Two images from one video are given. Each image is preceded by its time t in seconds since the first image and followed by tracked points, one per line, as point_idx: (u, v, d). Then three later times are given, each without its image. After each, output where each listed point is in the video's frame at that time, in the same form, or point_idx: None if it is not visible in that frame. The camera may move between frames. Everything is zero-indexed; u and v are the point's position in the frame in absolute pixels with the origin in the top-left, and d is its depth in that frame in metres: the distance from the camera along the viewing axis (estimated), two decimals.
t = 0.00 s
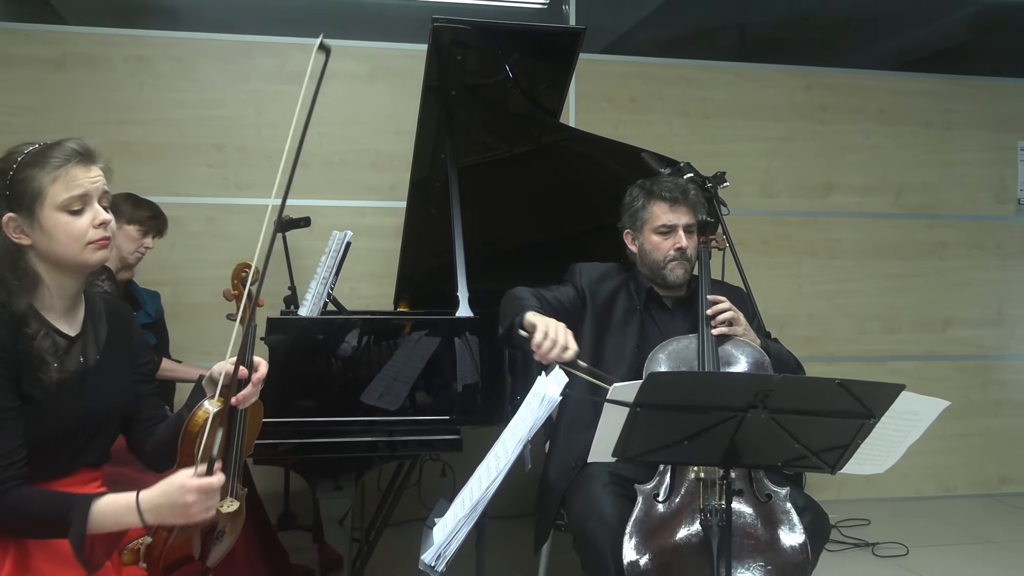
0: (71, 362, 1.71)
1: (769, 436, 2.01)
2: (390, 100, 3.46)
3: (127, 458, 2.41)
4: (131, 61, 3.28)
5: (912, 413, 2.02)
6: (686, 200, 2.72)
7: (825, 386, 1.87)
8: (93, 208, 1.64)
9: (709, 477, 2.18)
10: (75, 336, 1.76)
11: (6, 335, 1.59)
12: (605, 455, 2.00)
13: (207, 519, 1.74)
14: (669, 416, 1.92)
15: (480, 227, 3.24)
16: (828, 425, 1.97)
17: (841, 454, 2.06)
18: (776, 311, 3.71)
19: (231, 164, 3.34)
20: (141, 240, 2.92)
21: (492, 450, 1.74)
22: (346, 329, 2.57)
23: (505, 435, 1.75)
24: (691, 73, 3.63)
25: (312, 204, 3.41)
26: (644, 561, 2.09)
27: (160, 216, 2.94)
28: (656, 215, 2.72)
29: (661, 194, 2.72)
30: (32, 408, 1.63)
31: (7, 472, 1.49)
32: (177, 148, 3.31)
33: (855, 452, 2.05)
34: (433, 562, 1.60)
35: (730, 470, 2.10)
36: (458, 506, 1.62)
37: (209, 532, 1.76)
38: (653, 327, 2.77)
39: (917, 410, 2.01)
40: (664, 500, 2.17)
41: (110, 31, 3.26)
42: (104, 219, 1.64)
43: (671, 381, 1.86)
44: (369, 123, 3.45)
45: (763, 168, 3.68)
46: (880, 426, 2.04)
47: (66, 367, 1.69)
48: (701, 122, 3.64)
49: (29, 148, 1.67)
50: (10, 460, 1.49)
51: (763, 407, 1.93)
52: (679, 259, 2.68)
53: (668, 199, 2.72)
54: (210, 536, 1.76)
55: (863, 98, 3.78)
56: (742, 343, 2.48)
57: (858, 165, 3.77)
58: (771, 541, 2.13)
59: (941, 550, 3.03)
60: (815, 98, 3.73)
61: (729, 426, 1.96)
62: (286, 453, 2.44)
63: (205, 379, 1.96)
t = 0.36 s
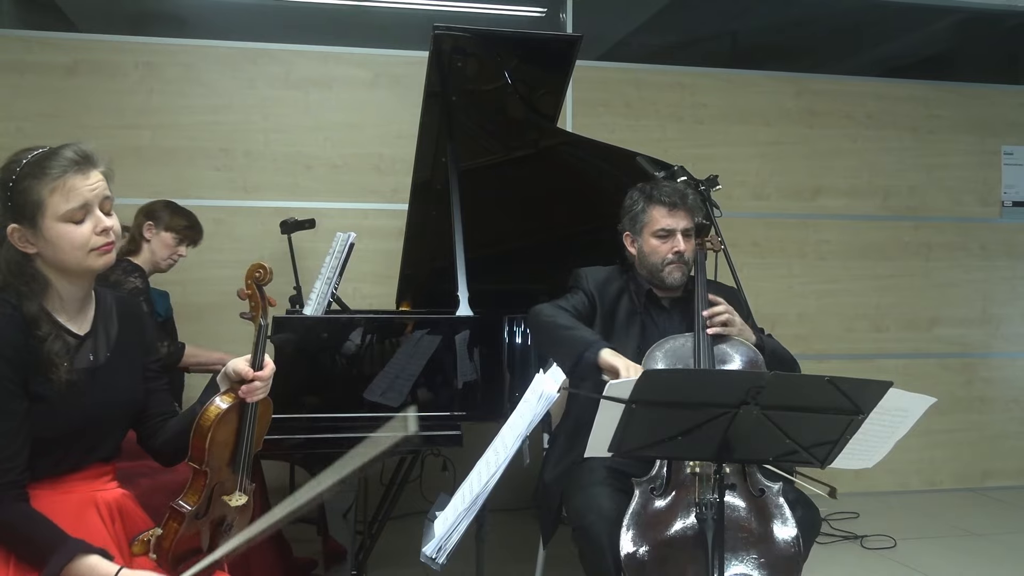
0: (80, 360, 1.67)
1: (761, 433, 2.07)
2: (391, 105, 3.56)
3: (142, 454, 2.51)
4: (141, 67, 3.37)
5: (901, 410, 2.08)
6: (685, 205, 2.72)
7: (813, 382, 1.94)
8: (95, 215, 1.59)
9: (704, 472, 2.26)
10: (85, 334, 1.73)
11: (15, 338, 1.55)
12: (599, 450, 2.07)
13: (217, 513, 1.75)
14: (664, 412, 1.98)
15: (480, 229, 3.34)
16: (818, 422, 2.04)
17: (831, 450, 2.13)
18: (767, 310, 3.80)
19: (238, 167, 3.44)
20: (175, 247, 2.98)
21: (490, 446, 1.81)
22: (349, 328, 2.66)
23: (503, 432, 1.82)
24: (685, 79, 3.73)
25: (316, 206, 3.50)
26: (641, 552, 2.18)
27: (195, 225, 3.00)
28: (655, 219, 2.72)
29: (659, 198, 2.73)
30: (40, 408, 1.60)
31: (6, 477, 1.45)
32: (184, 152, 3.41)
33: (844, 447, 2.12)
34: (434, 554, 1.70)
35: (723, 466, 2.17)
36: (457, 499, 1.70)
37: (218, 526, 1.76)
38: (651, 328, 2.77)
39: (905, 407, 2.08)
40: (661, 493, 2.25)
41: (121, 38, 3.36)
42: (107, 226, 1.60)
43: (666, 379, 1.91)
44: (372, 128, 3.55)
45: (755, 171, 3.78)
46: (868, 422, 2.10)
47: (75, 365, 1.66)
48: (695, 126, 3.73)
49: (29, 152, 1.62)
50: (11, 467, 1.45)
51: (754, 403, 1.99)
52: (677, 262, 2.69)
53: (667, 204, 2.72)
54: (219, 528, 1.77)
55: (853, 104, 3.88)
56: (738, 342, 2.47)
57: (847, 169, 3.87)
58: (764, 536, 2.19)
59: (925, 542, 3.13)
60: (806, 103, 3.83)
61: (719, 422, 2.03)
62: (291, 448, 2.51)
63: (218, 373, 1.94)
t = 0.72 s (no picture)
0: (76, 362, 1.67)
1: (761, 433, 2.06)
2: (390, 105, 3.55)
3: (142, 455, 2.48)
4: (140, 67, 3.37)
5: (901, 410, 2.07)
6: (690, 205, 2.71)
7: (814, 381, 1.93)
8: (88, 222, 1.58)
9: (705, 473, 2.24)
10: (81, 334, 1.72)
11: (13, 341, 1.55)
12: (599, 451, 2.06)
13: (217, 514, 1.77)
14: (663, 412, 1.97)
15: (479, 229, 3.34)
16: (818, 421, 2.03)
17: (831, 450, 2.12)
18: (767, 310, 3.80)
19: (237, 167, 3.44)
20: (197, 260, 2.93)
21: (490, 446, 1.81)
22: (348, 327, 2.63)
23: (503, 432, 1.82)
24: (685, 78, 3.72)
25: (315, 206, 3.50)
26: (644, 553, 2.15)
27: (222, 241, 2.96)
28: (660, 219, 2.71)
29: (664, 198, 2.73)
30: (36, 408, 1.59)
31: (6, 480, 1.45)
32: (183, 152, 3.40)
33: (845, 447, 2.11)
34: (433, 555, 1.69)
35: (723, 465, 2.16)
36: (457, 499, 1.70)
37: (216, 526, 1.78)
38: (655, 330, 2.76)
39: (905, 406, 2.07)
40: (664, 493, 2.23)
41: (120, 38, 3.35)
42: (101, 232, 1.59)
43: (664, 379, 1.90)
44: (370, 129, 3.54)
45: (755, 171, 3.77)
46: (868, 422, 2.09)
47: (71, 367, 1.66)
48: (695, 126, 3.73)
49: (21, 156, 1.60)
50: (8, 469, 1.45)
51: (753, 404, 1.98)
52: (682, 262, 2.66)
53: (672, 204, 2.71)
54: (217, 530, 1.79)
55: (853, 104, 3.88)
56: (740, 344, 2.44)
57: (848, 168, 3.87)
58: (766, 537, 2.17)
59: (926, 543, 3.12)
60: (806, 103, 3.83)
61: (719, 422, 2.02)
62: (290, 447, 2.53)
63: (222, 374, 1.92)
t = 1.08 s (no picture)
0: (62, 365, 1.68)
1: (773, 438, 1.95)
2: (388, 98, 3.45)
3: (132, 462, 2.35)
4: (129, 60, 3.26)
5: (920, 416, 1.94)
6: (705, 202, 2.60)
7: (827, 385, 1.82)
8: (75, 224, 1.57)
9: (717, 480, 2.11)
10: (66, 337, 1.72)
11: None
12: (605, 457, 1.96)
13: (212, 521, 1.76)
14: (672, 417, 1.86)
15: (481, 227, 3.23)
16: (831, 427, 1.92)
17: (844, 456, 2.00)
18: (779, 311, 3.69)
19: (230, 163, 3.33)
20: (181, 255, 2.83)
21: (492, 451, 1.70)
22: (345, 329, 2.51)
23: (505, 437, 1.72)
24: (692, 71, 3.62)
25: (312, 203, 3.39)
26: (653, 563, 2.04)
27: (206, 234, 2.85)
28: (674, 215, 2.60)
29: (679, 194, 2.62)
30: (22, 414, 1.60)
31: None
32: (175, 147, 3.30)
33: (858, 453, 2.00)
34: (432, 564, 1.54)
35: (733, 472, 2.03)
36: (457, 506, 1.58)
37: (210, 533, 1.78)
38: (665, 332, 2.65)
39: (924, 412, 1.93)
40: (673, 501, 2.10)
41: (109, 30, 3.24)
42: (87, 235, 1.58)
43: (674, 382, 1.80)
44: (368, 123, 3.44)
45: (765, 167, 3.67)
46: (884, 428, 1.96)
47: (58, 371, 1.66)
48: (703, 121, 3.62)
49: (5, 152, 1.57)
50: None
51: (764, 408, 1.87)
52: (696, 261, 2.55)
53: (687, 200, 2.61)
54: (211, 537, 1.79)
55: (865, 98, 3.77)
56: (749, 345, 2.34)
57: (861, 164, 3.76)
58: (778, 547, 2.05)
59: (945, 552, 3.00)
60: (817, 97, 3.72)
61: (728, 427, 1.90)
62: (285, 453, 2.41)
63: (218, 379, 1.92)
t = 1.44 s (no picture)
0: (48, 368, 1.64)
1: (784, 444, 1.83)
2: (386, 92, 3.34)
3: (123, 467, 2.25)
4: (118, 52, 3.15)
5: (934, 420, 1.82)
6: (709, 199, 2.49)
7: (837, 389, 1.69)
8: (66, 224, 1.54)
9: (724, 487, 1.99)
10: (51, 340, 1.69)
11: None
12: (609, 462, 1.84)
13: (202, 528, 1.71)
14: (680, 422, 1.75)
15: (480, 225, 3.12)
16: (842, 431, 1.80)
17: (857, 462, 1.88)
18: (789, 312, 3.61)
19: (223, 158, 3.23)
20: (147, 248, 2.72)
21: (492, 457, 1.59)
22: (340, 330, 2.40)
23: (506, 442, 1.61)
24: (698, 64, 3.51)
25: (308, 201, 3.29)
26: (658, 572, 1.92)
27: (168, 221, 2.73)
28: (676, 214, 2.50)
29: (682, 191, 2.50)
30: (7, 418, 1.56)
31: None
32: (166, 143, 3.19)
33: (872, 458, 1.87)
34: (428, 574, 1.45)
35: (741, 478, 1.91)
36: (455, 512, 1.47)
37: (201, 541, 1.73)
38: (670, 334, 2.53)
39: (939, 416, 1.81)
40: (677, 508, 1.99)
41: (96, 21, 3.13)
42: (79, 235, 1.55)
43: (680, 387, 1.69)
44: (366, 117, 3.33)
45: (774, 163, 3.57)
46: (897, 432, 1.84)
47: (44, 375, 1.63)
48: (710, 116, 3.52)
49: None
50: None
51: (774, 411, 1.75)
52: (700, 261, 2.44)
53: (690, 197, 2.49)
54: (202, 545, 1.73)
55: (876, 92, 3.67)
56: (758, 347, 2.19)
57: (874, 160, 3.66)
58: (788, 556, 1.94)
59: (962, 561, 2.90)
60: (827, 91, 3.62)
61: (737, 432, 1.78)
62: (278, 458, 2.30)
63: (209, 383, 1.84)
